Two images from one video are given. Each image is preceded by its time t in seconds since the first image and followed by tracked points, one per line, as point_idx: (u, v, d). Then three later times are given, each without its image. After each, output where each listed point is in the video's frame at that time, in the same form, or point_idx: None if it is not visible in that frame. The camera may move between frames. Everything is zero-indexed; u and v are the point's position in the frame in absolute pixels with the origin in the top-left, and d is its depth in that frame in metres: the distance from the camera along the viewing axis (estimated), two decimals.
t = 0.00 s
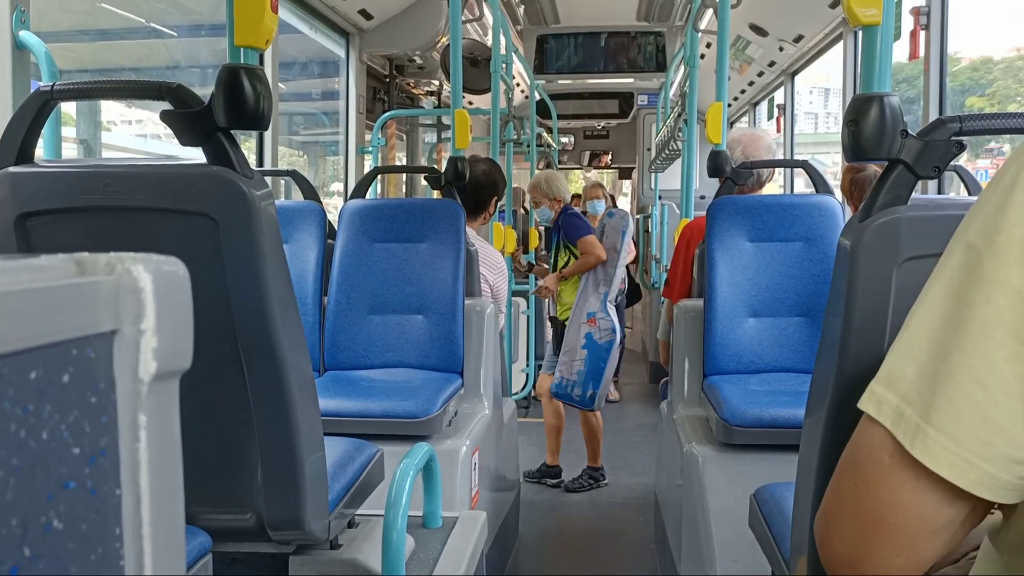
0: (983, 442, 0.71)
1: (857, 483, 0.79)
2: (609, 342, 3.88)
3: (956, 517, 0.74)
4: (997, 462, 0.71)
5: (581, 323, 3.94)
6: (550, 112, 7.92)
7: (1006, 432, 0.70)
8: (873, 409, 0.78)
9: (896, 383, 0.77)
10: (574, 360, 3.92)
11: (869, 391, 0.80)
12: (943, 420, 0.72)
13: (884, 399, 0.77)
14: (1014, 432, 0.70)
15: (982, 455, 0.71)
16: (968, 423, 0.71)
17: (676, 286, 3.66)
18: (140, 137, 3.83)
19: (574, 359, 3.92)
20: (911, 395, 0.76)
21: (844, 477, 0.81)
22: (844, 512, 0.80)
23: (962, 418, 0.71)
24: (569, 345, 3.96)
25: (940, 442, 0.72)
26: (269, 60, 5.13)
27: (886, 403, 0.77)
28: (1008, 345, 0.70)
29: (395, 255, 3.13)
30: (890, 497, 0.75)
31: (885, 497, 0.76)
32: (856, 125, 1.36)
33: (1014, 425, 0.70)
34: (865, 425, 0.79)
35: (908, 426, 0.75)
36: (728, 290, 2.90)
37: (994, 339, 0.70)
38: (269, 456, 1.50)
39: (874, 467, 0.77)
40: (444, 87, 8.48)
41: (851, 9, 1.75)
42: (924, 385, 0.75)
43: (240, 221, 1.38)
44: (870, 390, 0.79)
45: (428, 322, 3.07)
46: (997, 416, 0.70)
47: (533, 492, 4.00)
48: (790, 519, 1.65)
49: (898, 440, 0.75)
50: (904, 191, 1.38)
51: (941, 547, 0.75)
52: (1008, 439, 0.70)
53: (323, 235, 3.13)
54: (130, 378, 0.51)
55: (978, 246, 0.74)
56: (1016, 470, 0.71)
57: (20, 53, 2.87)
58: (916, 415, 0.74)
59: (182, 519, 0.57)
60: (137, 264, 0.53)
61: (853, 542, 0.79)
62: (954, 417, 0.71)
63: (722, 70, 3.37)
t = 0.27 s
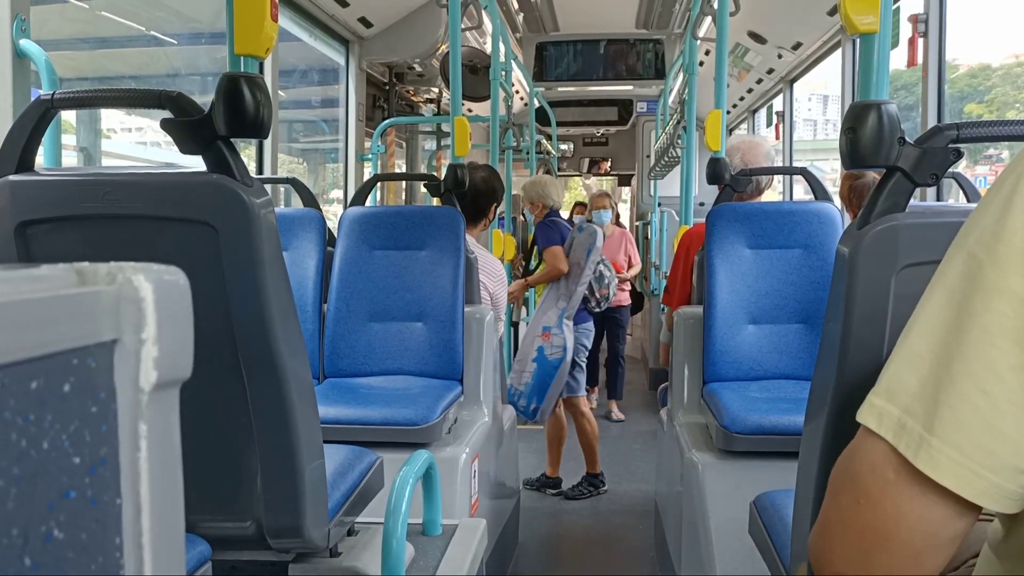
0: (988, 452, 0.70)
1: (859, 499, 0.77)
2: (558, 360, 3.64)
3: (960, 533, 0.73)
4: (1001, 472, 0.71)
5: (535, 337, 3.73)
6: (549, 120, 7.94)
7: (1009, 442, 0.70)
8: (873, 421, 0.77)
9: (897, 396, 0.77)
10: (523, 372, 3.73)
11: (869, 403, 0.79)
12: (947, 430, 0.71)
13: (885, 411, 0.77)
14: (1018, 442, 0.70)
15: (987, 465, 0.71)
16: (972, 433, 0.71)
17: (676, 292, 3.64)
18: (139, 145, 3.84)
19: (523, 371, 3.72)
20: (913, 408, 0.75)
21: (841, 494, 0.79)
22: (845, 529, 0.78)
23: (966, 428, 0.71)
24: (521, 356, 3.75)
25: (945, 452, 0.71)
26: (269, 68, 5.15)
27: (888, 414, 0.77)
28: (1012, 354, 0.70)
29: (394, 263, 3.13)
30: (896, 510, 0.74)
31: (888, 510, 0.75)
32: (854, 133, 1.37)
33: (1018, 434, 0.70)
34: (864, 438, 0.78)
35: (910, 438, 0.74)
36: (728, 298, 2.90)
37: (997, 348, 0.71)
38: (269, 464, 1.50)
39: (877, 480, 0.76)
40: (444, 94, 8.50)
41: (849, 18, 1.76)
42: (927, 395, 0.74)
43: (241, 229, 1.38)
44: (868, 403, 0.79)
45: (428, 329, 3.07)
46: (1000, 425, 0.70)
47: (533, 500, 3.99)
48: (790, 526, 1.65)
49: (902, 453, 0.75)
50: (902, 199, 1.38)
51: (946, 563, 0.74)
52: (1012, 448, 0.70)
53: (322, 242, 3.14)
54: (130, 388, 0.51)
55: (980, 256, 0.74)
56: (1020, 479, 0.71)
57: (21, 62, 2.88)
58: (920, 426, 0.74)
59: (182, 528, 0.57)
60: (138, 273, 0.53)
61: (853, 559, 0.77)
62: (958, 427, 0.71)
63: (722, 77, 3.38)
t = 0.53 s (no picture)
0: (980, 471, 0.71)
1: (848, 506, 0.79)
2: (510, 371, 3.89)
3: (943, 538, 0.76)
4: (995, 490, 0.71)
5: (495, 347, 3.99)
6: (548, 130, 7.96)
7: (1002, 461, 0.70)
8: (868, 433, 0.79)
9: (894, 410, 0.77)
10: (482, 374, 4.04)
11: (865, 416, 0.80)
12: (941, 448, 0.72)
13: (882, 425, 0.78)
14: (1011, 461, 0.70)
15: (979, 484, 0.71)
16: (965, 452, 0.71)
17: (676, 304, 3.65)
18: (140, 156, 3.85)
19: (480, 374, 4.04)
20: (907, 421, 0.76)
21: (830, 498, 0.81)
22: (834, 531, 0.81)
23: (959, 446, 0.71)
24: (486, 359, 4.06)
25: (937, 468, 0.72)
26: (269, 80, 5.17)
27: (884, 429, 0.78)
28: (1005, 374, 0.71)
29: (394, 274, 3.14)
30: (882, 519, 0.77)
31: (876, 517, 0.77)
32: (853, 145, 1.37)
33: (1011, 454, 0.70)
34: (856, 447, 0.80)
35: (905, 453, 0.75)
36: (727, 309, 2.90)
37: (991, 367, 0.71)
38: (268, 476, 1.50)
39: (866, 489, 0.78)
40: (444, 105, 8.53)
41: (847, 31, 1.76)
42: (922, 412, 0.75)
43: (241, 242, 1.38)
44: (867, 417, 0.80)
45: (427, 340, 3.07)
46: (992, 443, 0.70)
47: (533, 511, 3.98)
48: (791, 538, 1.64)
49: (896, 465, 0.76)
50: (900, 211, 1.39)
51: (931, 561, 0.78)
52: (1005, 467, 0.70)
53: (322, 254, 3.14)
54: (131, 404, 0.51)
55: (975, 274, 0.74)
56: (1012, 497, 0.71)
57: (22, 74, 2.89)
58: (915, 442, 0.75)
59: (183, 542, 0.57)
60: (140, 289, 0.53)
61: (841, 558, 0.80)
62: (951, 445, 0.72)
63: (721, 89, 3.40)
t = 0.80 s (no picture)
0: (970, 470, 0.72)
1: (842, 485, 0.84)
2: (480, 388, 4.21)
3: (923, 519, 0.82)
4: (985, 488, 0.72)
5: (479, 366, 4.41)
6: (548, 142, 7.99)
7: (991, 463, 0.72)
8: (864, 422, 0.81)
9: (890, 403, 0.79)
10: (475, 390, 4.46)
11: (863, 405, 0.82)
12: (933, 446, 0.74)
13: (878, 417, 0.80)
14: (1001, 463, 0.72)
15: (969, 483, 0.72)
16: (956, 452, 0.73)
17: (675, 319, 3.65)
18: (141, 169, 3.87)
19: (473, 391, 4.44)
20: (903, 416, 0.78)
21: (826, 476, 0.86)
22: (829, 503, 0.86)
23: (951, 446, 0.73)
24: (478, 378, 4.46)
25: (928, 465, 0.74)
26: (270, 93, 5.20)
27: (881, 421, 0.80)
28: (999, 379, 0.71)
29: (394, 286, 3.14)
30: (872, 501, 0.82)
31: (867, 499, 0.82)
32: (851, 159, 1.37)
33: (1001, 455, 0.71)
34: (854, 435, 0.82)
35: (899, 447, 0.77)
36: (727, 319, 2.90)
37: (985, 374, 0.72)
38: (268, 490, 1.49)
39: (859, 474, 0.81)
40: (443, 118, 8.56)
41: (843, 45, 1.78)
42: (916, 409, 0.76)
43: (241, 256, 1.39)
44: (865, 406, 0.81)
45: (427, 352, 3.08)
46: (984, 446, 0.72)
47: (533, 524, 3.96)
48: (791, 553, 1.64)
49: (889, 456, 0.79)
50: (898, 225, 1.39)
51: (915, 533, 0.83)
52: (995, 467, 0.72)
53: (322, 266, 3.15)
54: (134, 423, 0.51)
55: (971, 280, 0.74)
56: (1000, 493, 0.73)
57: (24, 89, 2.91)
58: (909, 438, 0.76)
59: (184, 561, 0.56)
60: (142, 308, 0.53)
61: (834, 525, 0.87)
62: (944, 445, 0.73)
63: (718, 102, 3.41)
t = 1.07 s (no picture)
0: (968, 479, 0.73)
1: (847, 502, 0.84)
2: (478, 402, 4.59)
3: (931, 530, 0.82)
4: (982, 496, 0.72)
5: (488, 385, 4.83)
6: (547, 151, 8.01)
7: (990, 471, 0.72)
8: (866, 436, 0.82)
9: (892, 416, 0.80)
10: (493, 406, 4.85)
11: (866, 420, 0.83)
12: (932, 456, 0.74)
13: (880, 431, 0.81)
14: (999, 471, 0.72)
15: (968, 492, 0.73)
16: (954, 462, 0.73)
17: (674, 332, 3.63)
18: (141, 179, 3.88)
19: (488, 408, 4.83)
20: (904, 429, 0.78)
21: (829, 492, 0.86)
22: (834, 519, 0.87)
23: (948, 456, 0.73)
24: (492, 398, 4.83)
25: (927, 477, 0.75)
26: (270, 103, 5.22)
27: (883, 435, 0.80)
28: (997, 388, 0.71)
29: (393, 296, 3.14)
30: (879, 518, 0.83)
31: (873, 514, 0.83)
32: (848, 170, 1.38)
33: (999, 464, 0.72)
34: (857, 450, 0.83)
35: (900, 459, 0.78)
36: (727, 330, 2.91)
37: (982, 383, 0.72)
38: (267, 501, 1.49)
39: (865, 490, 0.82)
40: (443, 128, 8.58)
41: (840, 57, 1.79)
42: (916, 420, 0.77)
43: (241, 267, 1.39)
44: (868, 421, 0.82)
45: (427, 362, 3.08)
46: (982, 455, 0.72)
47: (533, 534, 3.95)
48: (790, 563, 1.63)
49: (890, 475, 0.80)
50: (896, 235, 1.40)
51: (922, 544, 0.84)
52: (993, 476, 0.72)
53: (322, 276, 3.15)
54: (132, 436, 0.51)
55: (971, 291, 0.75)
56: (997, 501, 0.73)
57: (25, 100, 2.92)
58: (909, 449, 0.77)
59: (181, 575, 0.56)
60: (142, 322, 0.54)
61: (837, 540, 0.88)
62: (941, 455, 0.74)
63: (717, 112, 3.42)
